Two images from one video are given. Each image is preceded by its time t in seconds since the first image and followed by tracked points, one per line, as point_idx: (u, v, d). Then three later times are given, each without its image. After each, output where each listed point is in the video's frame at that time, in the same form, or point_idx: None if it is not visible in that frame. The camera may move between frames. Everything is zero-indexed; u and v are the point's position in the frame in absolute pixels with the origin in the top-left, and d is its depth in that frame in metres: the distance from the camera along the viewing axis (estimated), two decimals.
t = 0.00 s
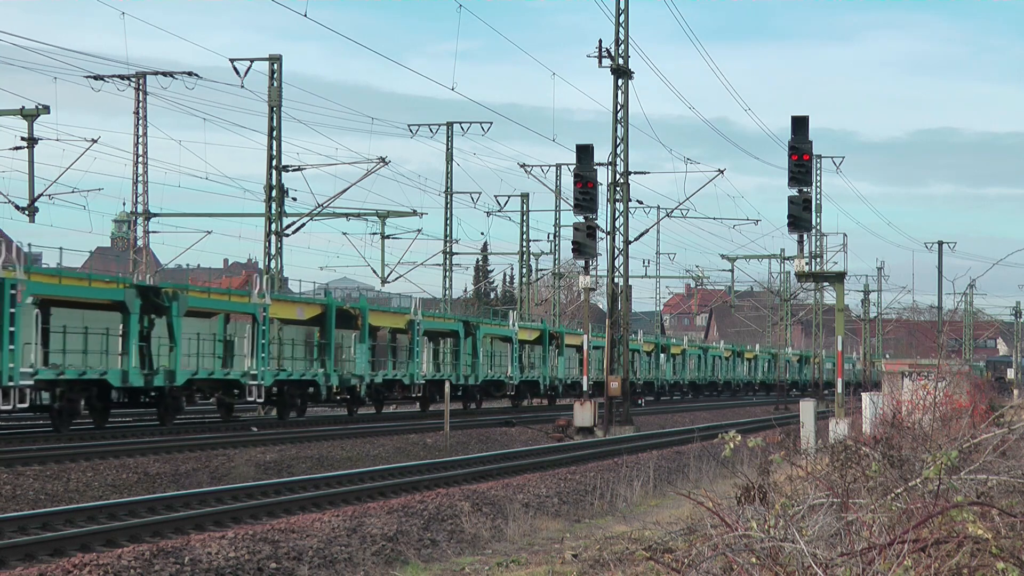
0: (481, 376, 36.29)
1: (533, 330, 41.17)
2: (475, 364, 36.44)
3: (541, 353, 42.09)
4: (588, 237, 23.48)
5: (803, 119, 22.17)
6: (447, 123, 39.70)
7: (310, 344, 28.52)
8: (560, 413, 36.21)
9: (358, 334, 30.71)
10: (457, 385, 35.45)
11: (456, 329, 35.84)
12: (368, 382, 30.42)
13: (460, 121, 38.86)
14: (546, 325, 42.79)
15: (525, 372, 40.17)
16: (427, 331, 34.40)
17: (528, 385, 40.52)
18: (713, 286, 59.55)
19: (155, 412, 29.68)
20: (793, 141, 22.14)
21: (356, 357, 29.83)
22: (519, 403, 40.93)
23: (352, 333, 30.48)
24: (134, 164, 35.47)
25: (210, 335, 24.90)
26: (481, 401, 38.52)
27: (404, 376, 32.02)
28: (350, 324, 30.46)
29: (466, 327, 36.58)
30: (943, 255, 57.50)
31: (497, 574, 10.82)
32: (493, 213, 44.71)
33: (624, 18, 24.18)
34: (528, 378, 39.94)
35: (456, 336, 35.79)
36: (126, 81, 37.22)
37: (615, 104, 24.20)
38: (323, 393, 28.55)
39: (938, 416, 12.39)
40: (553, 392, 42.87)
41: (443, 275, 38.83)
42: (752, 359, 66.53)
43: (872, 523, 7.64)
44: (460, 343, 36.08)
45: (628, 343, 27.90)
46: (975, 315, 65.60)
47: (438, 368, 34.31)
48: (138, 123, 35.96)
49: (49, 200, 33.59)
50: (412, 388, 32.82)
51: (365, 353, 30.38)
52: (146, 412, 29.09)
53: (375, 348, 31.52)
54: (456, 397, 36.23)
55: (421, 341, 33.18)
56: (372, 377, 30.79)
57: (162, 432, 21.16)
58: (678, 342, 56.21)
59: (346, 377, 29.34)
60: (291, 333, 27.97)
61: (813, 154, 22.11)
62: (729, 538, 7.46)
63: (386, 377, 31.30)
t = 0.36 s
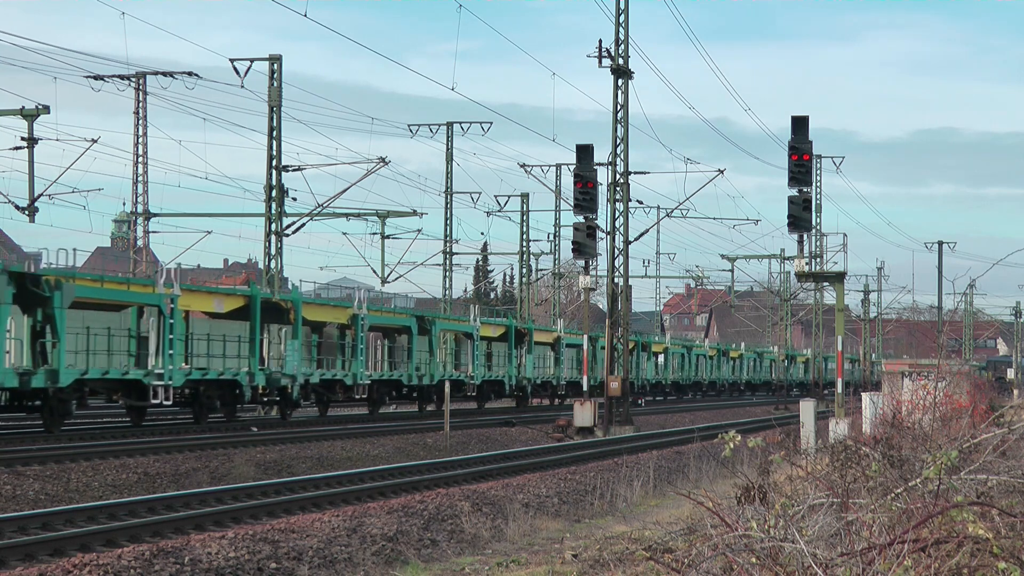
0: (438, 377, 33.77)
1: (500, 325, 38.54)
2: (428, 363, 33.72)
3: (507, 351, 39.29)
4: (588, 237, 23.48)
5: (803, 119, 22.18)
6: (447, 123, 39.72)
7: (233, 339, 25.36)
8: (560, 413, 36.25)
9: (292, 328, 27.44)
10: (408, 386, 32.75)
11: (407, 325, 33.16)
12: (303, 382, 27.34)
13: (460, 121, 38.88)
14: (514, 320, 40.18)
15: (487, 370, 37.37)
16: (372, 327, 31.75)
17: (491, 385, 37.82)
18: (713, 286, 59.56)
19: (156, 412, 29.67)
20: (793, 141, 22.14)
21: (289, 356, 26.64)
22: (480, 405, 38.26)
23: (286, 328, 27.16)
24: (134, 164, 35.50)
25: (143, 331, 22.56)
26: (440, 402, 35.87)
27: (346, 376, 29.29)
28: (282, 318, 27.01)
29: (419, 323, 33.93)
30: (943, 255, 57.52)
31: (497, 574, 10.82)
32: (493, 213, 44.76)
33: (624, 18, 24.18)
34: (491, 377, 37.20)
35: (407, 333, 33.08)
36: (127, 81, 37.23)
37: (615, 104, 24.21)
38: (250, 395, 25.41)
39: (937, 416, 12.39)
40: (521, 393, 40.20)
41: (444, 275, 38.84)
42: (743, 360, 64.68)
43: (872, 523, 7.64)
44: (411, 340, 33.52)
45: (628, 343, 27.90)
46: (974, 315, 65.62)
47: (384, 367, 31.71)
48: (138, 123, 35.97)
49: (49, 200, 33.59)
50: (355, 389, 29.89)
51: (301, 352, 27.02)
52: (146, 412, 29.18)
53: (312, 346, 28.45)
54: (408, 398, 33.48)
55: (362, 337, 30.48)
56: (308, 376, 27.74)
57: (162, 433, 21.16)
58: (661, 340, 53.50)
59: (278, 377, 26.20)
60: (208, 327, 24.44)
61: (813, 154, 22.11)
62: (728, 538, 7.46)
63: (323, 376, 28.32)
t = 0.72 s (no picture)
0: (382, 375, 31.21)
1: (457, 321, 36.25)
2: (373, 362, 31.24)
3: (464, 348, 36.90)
4: (588, 237, 23.48)
5: (803, 119, 22.17)
6: (447, 123, 39.74)
7: (131, 335, 22.54)
8: (560, 413, 36.27)
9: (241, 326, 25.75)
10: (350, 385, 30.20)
11: (350, 320, 30.56)
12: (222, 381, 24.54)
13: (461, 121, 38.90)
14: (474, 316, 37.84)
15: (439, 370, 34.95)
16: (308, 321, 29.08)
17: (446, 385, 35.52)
18: (713, 286, 59.57)
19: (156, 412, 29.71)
20: (793, 141, 22.14)
21: (201, 354, 23.78)
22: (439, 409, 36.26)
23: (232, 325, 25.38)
24: (134, 164, 35.50)
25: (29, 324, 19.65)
26: (390, 403, 33.36)
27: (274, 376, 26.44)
28: (195, 310, 24.05)
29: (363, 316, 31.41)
30: (943, 255, 57.53)
31: (497, 574, 10.82)
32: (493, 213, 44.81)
33: (624, 18, 24.19)
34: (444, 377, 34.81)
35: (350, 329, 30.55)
36: (126, 80, 37.19)
37: (615, 104, 24.21)
38: (155, 398, 22.47)
39: (938, 416, 12.39)
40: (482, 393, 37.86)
41: (444, 275, 38.85)
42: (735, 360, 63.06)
43: (872, 523, 7.64)
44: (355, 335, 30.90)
45: (628, 343, 27.89)
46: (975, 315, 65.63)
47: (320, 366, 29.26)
48: (137, 123, 35.97)
49: (48, 200, 33.57)
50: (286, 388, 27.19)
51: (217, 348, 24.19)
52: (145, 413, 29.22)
53: (262, 343, 26.66)
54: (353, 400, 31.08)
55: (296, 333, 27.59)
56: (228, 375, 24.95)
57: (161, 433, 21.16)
58: (643, 338, 51.08)
59: (191, 377, 23.42)
60: (98, 319, 21.87)
61: (813, 154, 22.11)
62: (729, 538, 7.46)
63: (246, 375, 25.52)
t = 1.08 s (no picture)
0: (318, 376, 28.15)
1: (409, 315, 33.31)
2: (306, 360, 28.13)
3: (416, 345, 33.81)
4: (588, 237, 23.48)
5: (803, 119, 22.17)
6: (447, 124, 39.77)
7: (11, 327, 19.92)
8: (560, 413, 36.31)
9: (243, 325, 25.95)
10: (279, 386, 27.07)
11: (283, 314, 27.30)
12: (118, 381, 21.53)
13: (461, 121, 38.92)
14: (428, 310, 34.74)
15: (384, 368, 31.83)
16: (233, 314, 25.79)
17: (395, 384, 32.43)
18: (713, 286, 59.58)
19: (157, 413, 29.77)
20: (793, 141, 22.14)
21: (92, 350, 20.76)
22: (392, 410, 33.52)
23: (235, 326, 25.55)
24: (134, 164, 35.51)
25: None
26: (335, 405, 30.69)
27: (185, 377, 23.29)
28: (86, 303, 21.10)
29: (296, 309, 28.08)
30: (943, 255, 57.54)
31: (497, 574, 10.82)
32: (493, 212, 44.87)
33: (624, 18, 24.19)
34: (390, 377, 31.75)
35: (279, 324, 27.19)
36: (126, 81, 37.28)
37: (616, 104, 24.22)
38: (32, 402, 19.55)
39: (938, 416, 12.40)
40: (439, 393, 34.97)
41: (444, 275, 38.87)
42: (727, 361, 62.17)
43: (872, 523, 7.64)
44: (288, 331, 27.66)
45: (628, 343, 27.90)
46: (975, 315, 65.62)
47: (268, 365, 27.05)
48: (138, 123, 35.99)
49: (48, 200, 33.59)
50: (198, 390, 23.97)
51: (111, 344, 21.23)
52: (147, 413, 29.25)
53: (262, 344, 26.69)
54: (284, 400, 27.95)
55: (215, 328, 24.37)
56: (126, 374, 21.89)
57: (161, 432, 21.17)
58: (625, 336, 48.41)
59: (80, 377, 20.33)
60: None
61: (813, 154, 22.11)
62: (729, 538, 7.46)
63: (147, 375, 22.33)
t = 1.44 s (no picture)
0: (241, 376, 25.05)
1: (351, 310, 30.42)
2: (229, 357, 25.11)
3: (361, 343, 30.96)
4: (588, 237, 23.48)
5: (803, 119, 22.16)
6: (448, 124, 39.81)
7: None
8: (559, 413, 36.34)
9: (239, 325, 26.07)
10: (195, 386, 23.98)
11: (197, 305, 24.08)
12: None
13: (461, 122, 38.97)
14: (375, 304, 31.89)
15: (323, 366, 28.91)
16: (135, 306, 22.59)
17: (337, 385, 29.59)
18: (713, 286, 59.59)
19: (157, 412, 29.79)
20: (793, 141, 22.14)
21: None
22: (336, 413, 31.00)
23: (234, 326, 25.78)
24: (134, 164, 35.53)
25: None
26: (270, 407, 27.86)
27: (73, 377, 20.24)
28: None
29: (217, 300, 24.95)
30: (943, 255, 57.55)
31: (497, 574, 10.82)
32: (493, 213, 44.97)
33: (624, 18, 24.21)
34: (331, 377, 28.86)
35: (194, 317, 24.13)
36: (127, 81, 37.36)
37: (615, 104, 24.23)
38: None
39: (938, 416, 12.39)
40: (389, 395, 32.39)
41: (444, 275, 38.89)
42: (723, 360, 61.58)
43: (872, 523, 7.64)
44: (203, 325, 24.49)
45: (628, 343, 27.88)
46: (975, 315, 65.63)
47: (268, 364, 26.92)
48: (138, 123, 36.00)
49: (48, 200, 33.57)
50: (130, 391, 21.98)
51: None
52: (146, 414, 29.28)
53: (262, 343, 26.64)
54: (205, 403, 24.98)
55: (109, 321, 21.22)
56: None
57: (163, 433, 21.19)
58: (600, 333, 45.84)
59: None
60: None
61: (813, 154, 22.11)
62: (729, 538, 7.46)
63: (24, 375, 19.43)
